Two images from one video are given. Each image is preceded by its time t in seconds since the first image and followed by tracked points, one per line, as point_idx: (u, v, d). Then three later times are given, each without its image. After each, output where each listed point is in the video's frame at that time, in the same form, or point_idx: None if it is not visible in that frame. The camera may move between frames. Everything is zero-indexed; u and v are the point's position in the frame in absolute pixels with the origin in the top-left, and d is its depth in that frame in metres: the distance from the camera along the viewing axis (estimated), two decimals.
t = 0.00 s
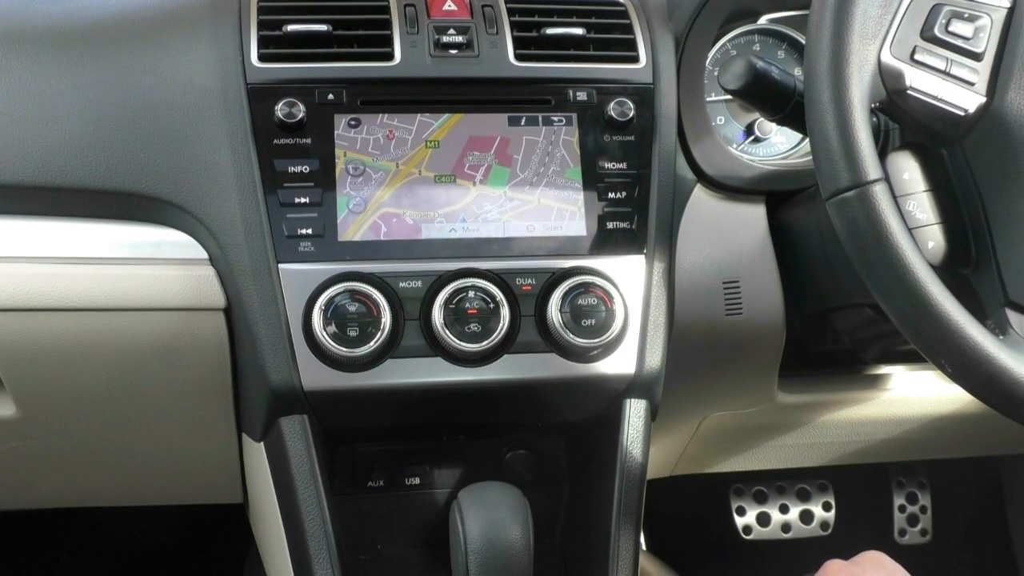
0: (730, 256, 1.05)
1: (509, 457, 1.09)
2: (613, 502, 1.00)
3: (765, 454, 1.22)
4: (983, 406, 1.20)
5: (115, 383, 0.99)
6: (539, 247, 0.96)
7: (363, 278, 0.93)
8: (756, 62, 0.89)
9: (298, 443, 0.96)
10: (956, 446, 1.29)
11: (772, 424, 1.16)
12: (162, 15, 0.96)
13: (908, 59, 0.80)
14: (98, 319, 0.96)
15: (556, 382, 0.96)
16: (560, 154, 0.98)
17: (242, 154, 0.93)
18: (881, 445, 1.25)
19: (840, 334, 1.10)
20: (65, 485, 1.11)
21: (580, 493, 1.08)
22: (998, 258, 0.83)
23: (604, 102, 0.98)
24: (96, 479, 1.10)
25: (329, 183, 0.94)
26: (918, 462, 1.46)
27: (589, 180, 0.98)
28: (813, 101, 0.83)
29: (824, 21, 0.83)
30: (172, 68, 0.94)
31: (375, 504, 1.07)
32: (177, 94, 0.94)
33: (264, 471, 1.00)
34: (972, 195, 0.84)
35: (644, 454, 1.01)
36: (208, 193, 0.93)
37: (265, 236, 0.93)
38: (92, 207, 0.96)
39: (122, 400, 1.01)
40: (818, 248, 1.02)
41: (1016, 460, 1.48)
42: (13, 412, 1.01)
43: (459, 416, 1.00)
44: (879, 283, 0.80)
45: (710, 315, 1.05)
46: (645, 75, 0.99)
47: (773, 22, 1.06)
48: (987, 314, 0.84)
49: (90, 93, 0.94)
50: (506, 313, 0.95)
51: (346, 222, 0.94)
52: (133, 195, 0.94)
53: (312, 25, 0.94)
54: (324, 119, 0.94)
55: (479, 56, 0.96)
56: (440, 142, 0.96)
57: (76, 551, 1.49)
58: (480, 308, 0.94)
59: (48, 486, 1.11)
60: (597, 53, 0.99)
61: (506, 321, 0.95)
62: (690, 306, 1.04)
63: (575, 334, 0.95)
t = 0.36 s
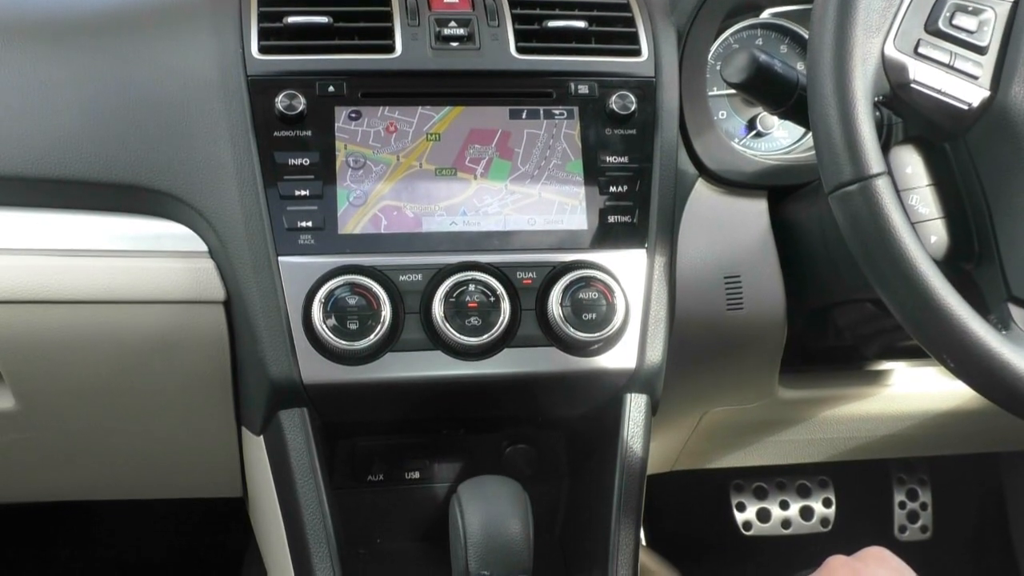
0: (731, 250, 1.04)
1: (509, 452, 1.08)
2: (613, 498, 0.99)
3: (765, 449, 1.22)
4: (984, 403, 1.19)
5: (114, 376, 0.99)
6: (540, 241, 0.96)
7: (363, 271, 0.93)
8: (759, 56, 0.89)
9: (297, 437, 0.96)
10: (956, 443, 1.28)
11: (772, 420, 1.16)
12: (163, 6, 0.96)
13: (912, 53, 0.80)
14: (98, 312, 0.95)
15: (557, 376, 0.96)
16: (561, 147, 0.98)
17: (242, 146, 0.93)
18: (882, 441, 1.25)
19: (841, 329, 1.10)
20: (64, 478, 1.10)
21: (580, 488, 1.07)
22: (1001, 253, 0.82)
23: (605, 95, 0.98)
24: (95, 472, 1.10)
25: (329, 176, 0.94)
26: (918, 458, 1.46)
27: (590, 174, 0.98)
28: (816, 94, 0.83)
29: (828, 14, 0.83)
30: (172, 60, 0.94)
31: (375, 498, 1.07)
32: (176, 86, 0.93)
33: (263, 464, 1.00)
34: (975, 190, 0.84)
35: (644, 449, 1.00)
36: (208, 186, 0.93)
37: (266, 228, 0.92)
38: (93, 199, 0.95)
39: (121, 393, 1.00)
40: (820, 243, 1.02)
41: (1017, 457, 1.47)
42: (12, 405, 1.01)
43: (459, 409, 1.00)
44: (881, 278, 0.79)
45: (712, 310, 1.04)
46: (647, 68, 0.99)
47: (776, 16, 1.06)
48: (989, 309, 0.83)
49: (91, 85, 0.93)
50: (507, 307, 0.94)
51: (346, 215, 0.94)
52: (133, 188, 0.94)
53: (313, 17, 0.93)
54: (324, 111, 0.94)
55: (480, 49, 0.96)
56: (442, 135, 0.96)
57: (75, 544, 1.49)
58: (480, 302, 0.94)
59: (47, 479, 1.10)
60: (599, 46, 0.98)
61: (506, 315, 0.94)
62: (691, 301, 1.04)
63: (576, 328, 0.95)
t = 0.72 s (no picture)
0: (733, 243, 1.04)
1: (509, 443, 1.07)
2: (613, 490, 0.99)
3: (766, 443, 1.22)
4: (985, 397, 1.19)
5: (113, 365, 0.98)
6: (541, 232, 0.96)
7: (363, 261, 0.92)
8: (762, 46, 0.88)
9: (296, 427, 0.95)
10: (957, 437, 1.28)
11: (773, 413, 1.16)
12: None
13: (916, 43, 0.79)
14: (96, 301, 0.95)
15: (557, 367, 0.96)
16: (562, 137, 0.97)
17: (242, 134, 0.92)
18: (882, 435, 1.24)
19: (843, 322, 1.10)
20: (63, 467, 1.10)
21: (580, 480, 1.07)
22: (1005, 245, 0.82)
23: (608, 86, 0.97)
24: (94, 462, 1.09)
25: (329, 164, 0.93)
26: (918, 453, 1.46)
27: (592, 164, 0.97)
28: (820, 84, 0.82)
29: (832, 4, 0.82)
30: (172, 47, 0.93)
31: (374, 489, 1.07)
32: (176, 74, 0.93)
33: (262, 455, 0.99)
34: (980, 182, 0.83)
35: (644, 441, 0.99)
36: (207, 174, 0.92)
37: (265, 217, 0.92)
38: (92, 187, 0.95)
39: (120, 382, 1.00)
40: (823, 236, 1.01)
41: (1017, 452, 1.47)
42: (10, 393, 1.01)
43: (459, 400, 0.99)
44: (885, 270, 0.79)
45: (714, 302, 1.04)
46: (650, 59, 0.98)
47: (779, 7, 1.05)
48: (992, 302, 0.83)
49: (91, 72, 0.93)
50: (507, 298, 0.94)
51: (346, 204, 0.93)
52: (133, 176, 0.93)
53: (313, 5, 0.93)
54: (324, 99, 0.93)
55: (481, 38, 0.95)
56: (443, 124, 0.95)
57: (74, 534, 1.49)
58: (481, 293, 0.93)
59: (45, 468, 1.10)
60: (601, 36, 0.97)
61: (507, 306, 0.94)
62: (693, 293, 1.04)
63: (577, 319, 0.94)
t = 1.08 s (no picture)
0: (735, 235, 1.03)
1: (509, 435, 1.07)
2: (613, 481, 0.98)
3: (767, 435, 1.21)
4: (988, 391, 1.18)
5: (112, 355, 0.98)
6: (542, 222, 0.95)
7: (363, 251, 0.92)
8: (766, 35, 0.88)
9: (295, 417, 0.95)
10: (959, 430, 1.28)
11: (774, 406, 1.15)
12: None
13: (921, 33, 0.79)
14: (95, 290, 0.95)
15: (558, 359, 0.95)
16: (564, 127, 0.96)
17: (242, 123, 0.92)
18: (884, 429, 1.24)
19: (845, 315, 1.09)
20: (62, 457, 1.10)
21: (579, 473, 1.06)
22: (1009, 237, 0.82)
23: (609, 76, 0.96)
24: (93, 452, 1.09)
25: (329, 154, 0.93)
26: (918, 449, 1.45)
27: (593, 155, 0.97)
28: (824, 75, 0.81)
29: None
30: (172, 35, 0.93)
31: (373, 480, 1.06)
32: (175, 63, 0.92)
33: (262, 445, 0.99)
34: (984, 173, 0.83)
35: (644, 433, 0.99)
36: (207, 163, 0.92)
37: (265, 207, 0.91)
38: (92, 176, 0.94)
39: (119, 372, 0.99)
40: (825, 228, 1.01)
41: (1018, 446, 1.47)
42: (9, 383, 1.00)
43: (459, 392, 0.99)
44: (888, 262, 0.78)
45: (716, 294, 1.03)
46: (652, 49, 0.97)
47: None
48: (996, 294, 0.83)
49: (90, 60, 0.92)
50: (507, 288, 0.93)
51: (345, 194, 0.92)
52: (132, 165, 0.93)
53: None
54: (324, 88, 0.92)
55: (483, 27, 0.94)
56: (443, 114, 0.95)
57: (74, 525, 1.48)
58: (481, 283, 0.93)
59: (44, 458, 1.10)
60: (603, 26, 0.96)
61: (508, 297, 0.94)
62: (695, 285, 1.03)
63: (578, 311, 0.94)
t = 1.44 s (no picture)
0: (737, 224, 1.02)
1: (510, 426, 1.06)
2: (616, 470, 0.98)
3: (769, 426, 1.21)
4: (991, 381, 1.18)
5: (111, 345, 0.98)
6: (543, 211, 0.94)
7: (363, 240, 0.91)
8: (769, 23, 0.87)
9: (295, 408, 0.94)
10: (961, 421, 1.27)
11: (777, 396, 1.15)
12: None
13: (926, 18, 0.78)
14: (94, 280, 0.94)
15: (559, 349, 0.95)
16: (565, 116, 0.96)
17: (240, 110, 0.91)
18: (886, 419, 1.23)
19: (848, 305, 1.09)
20: (61, 448, 1.09)
21: (580, 463, 1.05)
22: (1015, 225, 0.81)
23: (611, 63, 0.95)
24: (92, 443, 1.09)
25: (328, 142, 0.92)
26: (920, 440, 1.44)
27: (595, 143, 0.96)
28: (828, 61, 0.80)
29: None
30: (170, 23, 0.92)
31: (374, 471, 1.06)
32: (172, 51, 0.91)
33: (261, 436, 0.98)
34: (989, 160, 0.82)
35: (646, 422, 0.98)
36: (205, 152, 0.91)
37: (265, 196, 0.91)
38: (90, 165, 0.93)
39: (118, 362, 0.99)
40: (828, 216, 1.00)
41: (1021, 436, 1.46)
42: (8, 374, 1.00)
43: (460, 382, 0.98)
44: (893, 251, 0.78)
45: (718, 283, 1.03)
46: (654, 36, 0.96)
47: None
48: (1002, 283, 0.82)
49: (88, 48, 0.91)
50: (507, 278, 0.93)
51: (345, 183, 0.92)
52: (130, 154, 0.92)
53: None
54: (324, 76, 0.92)
55: (484, 15, 0.93)
56: (444, 102, 0.94)
57: (72, 517, 1.49)
58: (482, 273, 0.92)
59: (44, 449, 1.09)
60: (604, 13, 0.95)
61: (509, 286, 0.93)
62: (697, 275, 1.02)
63: (580, 300, 0.93)
